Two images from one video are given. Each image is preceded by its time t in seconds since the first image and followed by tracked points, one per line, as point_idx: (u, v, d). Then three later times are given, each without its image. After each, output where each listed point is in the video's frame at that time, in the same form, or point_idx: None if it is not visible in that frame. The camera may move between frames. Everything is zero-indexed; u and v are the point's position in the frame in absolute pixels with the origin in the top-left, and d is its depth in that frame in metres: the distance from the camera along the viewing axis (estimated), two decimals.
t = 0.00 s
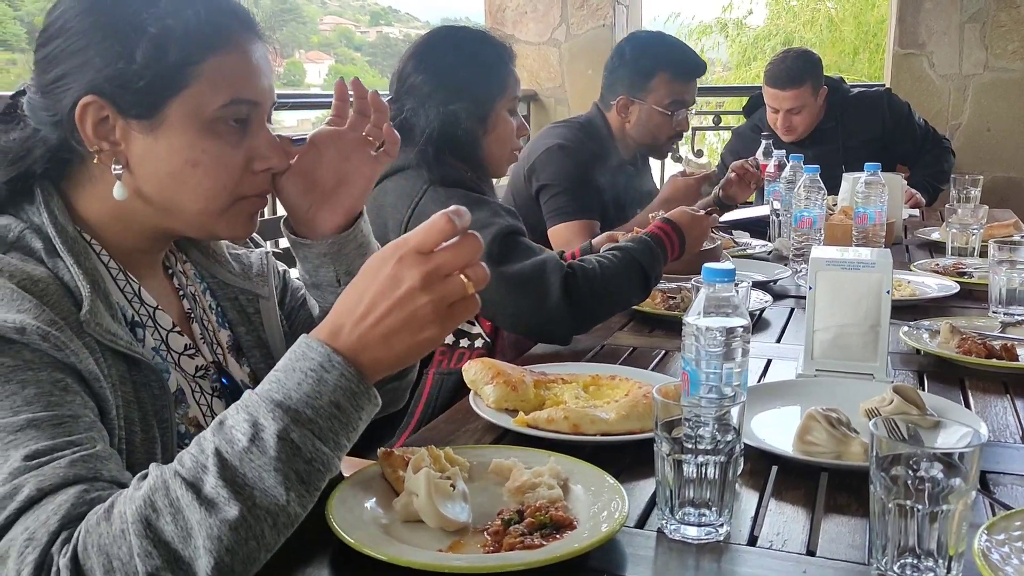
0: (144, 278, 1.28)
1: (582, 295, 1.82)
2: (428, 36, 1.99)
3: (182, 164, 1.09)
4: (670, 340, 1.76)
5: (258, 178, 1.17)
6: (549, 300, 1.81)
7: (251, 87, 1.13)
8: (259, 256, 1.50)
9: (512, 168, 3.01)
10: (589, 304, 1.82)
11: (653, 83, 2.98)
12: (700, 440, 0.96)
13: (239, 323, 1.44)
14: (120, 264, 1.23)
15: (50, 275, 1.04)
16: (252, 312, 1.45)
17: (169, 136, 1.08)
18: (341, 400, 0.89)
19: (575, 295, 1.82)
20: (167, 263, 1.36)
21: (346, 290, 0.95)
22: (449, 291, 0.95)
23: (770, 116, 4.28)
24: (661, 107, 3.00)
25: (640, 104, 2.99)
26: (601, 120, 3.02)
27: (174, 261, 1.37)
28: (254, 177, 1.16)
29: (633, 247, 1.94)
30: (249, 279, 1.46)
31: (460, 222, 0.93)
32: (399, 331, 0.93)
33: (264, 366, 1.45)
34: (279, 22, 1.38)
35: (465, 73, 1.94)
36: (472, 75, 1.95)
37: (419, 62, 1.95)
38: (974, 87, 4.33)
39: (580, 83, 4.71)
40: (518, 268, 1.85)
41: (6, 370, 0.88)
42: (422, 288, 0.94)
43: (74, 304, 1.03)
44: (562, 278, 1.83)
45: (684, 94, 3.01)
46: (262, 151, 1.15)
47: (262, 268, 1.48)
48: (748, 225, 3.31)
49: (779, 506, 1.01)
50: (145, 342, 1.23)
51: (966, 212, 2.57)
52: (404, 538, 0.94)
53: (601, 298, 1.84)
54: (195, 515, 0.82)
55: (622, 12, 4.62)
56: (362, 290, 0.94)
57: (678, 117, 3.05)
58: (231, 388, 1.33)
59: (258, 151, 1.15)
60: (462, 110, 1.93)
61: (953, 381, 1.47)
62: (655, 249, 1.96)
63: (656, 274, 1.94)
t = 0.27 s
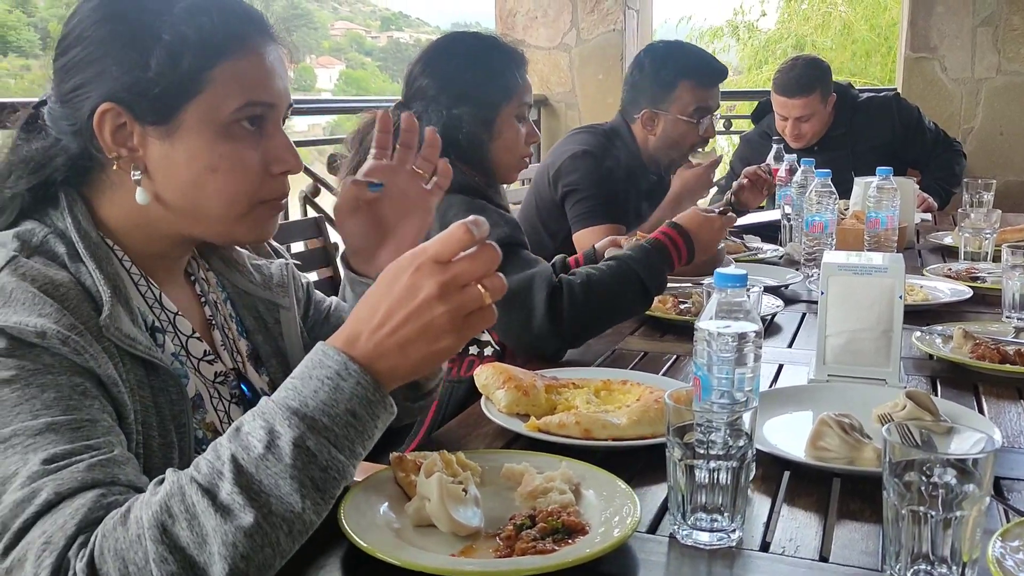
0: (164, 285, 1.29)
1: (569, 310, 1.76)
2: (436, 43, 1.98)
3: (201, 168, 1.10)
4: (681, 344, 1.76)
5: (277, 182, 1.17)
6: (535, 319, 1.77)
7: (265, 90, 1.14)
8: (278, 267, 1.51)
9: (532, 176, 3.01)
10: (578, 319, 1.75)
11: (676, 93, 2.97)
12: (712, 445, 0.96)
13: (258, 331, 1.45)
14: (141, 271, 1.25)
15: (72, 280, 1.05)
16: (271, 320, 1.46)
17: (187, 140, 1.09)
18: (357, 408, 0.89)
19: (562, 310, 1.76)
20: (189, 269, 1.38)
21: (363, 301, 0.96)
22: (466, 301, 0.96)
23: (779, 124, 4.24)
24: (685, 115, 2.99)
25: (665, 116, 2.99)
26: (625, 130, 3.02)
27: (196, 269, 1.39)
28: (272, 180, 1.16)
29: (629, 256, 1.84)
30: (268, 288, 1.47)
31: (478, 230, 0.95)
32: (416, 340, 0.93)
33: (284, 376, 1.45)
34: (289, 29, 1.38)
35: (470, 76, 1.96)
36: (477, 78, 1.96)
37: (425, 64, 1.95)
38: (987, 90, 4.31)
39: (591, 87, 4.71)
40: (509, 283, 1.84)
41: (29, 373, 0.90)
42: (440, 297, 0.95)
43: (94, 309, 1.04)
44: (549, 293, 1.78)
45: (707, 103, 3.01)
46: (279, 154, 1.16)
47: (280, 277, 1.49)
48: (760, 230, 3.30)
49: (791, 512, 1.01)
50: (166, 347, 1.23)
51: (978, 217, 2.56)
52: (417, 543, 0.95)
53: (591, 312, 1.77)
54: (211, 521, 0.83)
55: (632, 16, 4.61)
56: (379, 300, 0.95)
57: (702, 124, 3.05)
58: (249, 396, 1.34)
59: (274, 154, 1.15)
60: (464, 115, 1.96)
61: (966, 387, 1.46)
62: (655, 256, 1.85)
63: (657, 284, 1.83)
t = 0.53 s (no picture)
0: (196, 294, 1.29)
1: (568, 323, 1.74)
2: (443, 54, 2.01)
3: (159, 166, 1.07)
4: (692, 350, 1.76)
5: (251, 171, 1.09)
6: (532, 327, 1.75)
7: (219, 74, 1.07)
8: (313, 285, 1.48)
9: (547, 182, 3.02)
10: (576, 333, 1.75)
11: (687, 98, 2.97)
12: (724, 451, 0.96)
13: (289, 349, 1.42)
14: (176, 277, 1.26)
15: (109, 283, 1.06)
16: (303, 338, 1.43)
17: (143, 140, 1.07)
18: (377, 420, 0.88)
19: (559, 322, 1.75)
20: (225, 278, 1.38)
21: (387, 315, 0.95)
22: (490, 317, 0.95)
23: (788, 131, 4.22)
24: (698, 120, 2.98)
25: (677, 122, 2.98)
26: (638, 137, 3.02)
27: (231, 278, 1.39)
28: (246, 169, 1.09)
29: (635, 274, 1.83)
30: (303, 307, 1.44)
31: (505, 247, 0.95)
32: (440, 354, 0.92)
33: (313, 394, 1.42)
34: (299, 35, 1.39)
35: (479, 83, 1.97)
36: (488, 85, 1.98)
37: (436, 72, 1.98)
38: (999, 96, 4.29)
39: (601, 94, 4.72)
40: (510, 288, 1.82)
41: (60, 372, 0.91)
42: (465, 314, 0.94)
43: (128, 311, 1.05)
44: (549, 303, 1.77)
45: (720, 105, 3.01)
46: (248, 140, 1.08)
47: (313, 296, 1.46)
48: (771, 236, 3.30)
49: (803, 518, 1.01)
50: (196, 352, 1.23)
51: (991, 223, 2.55)
52: (430, 549, 0.95)
53: (589, 327, 1.76)
54: (229, 528, 0.83)
55: (643, 23, 4.62)
56: (403, 314, 0.94)
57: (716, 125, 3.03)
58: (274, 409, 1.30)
59: (238, 141, 1.08)
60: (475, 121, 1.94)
61: (978, 393, 1.45)
62: (662, 275, 1.83)
63: (661, 305, 1.81)
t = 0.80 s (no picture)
0: (228, 306, 1.28)
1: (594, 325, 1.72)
2: (455, 58, 2.03)
3: (156, 160, 1.08)
4: (701, 357, 1.76)
5: (240, 167, 1.07)
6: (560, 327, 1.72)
7: (213, 67, 1.07)
8: (349, 302, 1.45)
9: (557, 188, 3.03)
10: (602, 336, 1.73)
11: (696, 105, 2.97)
12: (733, 457, 0.96)
13: (321, 365, 1.39)
14: (206, 287, 1.25)
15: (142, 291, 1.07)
16: (334, 355, 1.40)
17: (144, 135, 1.09)
18: (399, 436, 0.88)
19: (587, 324, 1.73)
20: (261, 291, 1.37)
21: (414, 333, 0.95)
22: (515, 340, 0.96)
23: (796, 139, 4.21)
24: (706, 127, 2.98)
25: (685, 128, 2.98)
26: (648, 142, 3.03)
27: (269, 290, 1.38)
28: (234, 166, 1.07)
29: (657, 285, 1.81)
30: (336, 323, 1.41)
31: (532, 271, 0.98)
32: (465, 374, 0.93)
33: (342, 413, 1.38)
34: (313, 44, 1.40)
35: (490, 90, 1.99)
36: (501, 94, 2.00)
37: (449, 79, 2.00)
38: (1010, 101, 4.28)
39: (610, 100, 4.72)
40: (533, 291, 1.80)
41: (90, 374, 0.91)
42: (491, 335, 0.95)
43: (157, 318, 1.06)
44: (577, 304, 1.74)
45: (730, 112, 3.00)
46: (238, 134, 1.07)
47: (347, 313, 1.42)
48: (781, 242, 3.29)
49: (813, 524, 1.01)
50: (226, 361, 1.21)
51: (1002, 229, 2.54)
52: (441, 556, 0.95)
53: (615, 330, 1.73)
54: (249, 537, 0.82)
55: (652, 30, 4.62)
56: (430, 332, 0.94)
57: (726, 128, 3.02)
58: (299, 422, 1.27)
59: (227, 135, 1.07)
60: (486, 130, 1.95)
61: (990, 400, 1.45)
62: (681, 288, 1.82)
63: (681, 317, 1.80)
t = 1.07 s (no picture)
0: (248, 317, 1.29)
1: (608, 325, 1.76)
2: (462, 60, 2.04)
3: (191, 183, 1.08)
4: (709, 361, 1.76)
5: (274, 189, 1.07)
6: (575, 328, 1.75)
7: (249, 91, 1.07)
8: (366, 312, 1.44)
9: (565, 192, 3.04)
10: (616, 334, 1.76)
11: (707, 117, 2.94)
12: (742, 462, 0.95)
13: (339, 375, 1.39)
14: (226, 297, 1.25)
15: (165, 300, 1.08)
16: (352, 365, 1.39)
17: (177, 156, 1.09)
18: (417, 449, 0.88)
19: (601, 324, 1.76)
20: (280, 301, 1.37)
21: (433, 347, 0.95)
22: (534, 356, 0.96)
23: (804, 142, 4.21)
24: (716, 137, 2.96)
25: (694, 137, 2.97)
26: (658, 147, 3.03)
27: (287, 299, 1.37)
28: (268, 188, 1.07)
29: (663, 274, 1.84)
30: (355, 334, 1.40)
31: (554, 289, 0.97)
32: (484, 390, 0.93)
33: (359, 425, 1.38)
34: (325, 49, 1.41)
35: (496, 95, 1.99)
36: (505, 97, 2.00)
37: (454, 82, 2.00)
38: (1018, 105, 4.27)
39: (617, 105, 4.73)
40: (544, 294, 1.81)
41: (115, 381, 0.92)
42: (511, 353, 0.95)
43: (180, 327, 1.07)
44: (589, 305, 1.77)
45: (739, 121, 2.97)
46: (272, 156, 1.07)
47: (365, 323, 1.42)
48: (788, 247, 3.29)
49: (822, 530, 1.01)
50: (246, 373, 1.22)
51: (1011, 233, 2.53)
52: (449, 562, 0.95)
53: (628, 327, 1.77)
54: (267, 548, 0.82)
55: (659, 35, 4.63)
56: (450, 347, 0.95)
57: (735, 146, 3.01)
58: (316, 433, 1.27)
59: (262, 158, 1.07)
60: (495, 134, 1.96)
61: (999, 405, 1.44)
62: (687, 274, 1.85)
63: (689, 303, 1.84)
